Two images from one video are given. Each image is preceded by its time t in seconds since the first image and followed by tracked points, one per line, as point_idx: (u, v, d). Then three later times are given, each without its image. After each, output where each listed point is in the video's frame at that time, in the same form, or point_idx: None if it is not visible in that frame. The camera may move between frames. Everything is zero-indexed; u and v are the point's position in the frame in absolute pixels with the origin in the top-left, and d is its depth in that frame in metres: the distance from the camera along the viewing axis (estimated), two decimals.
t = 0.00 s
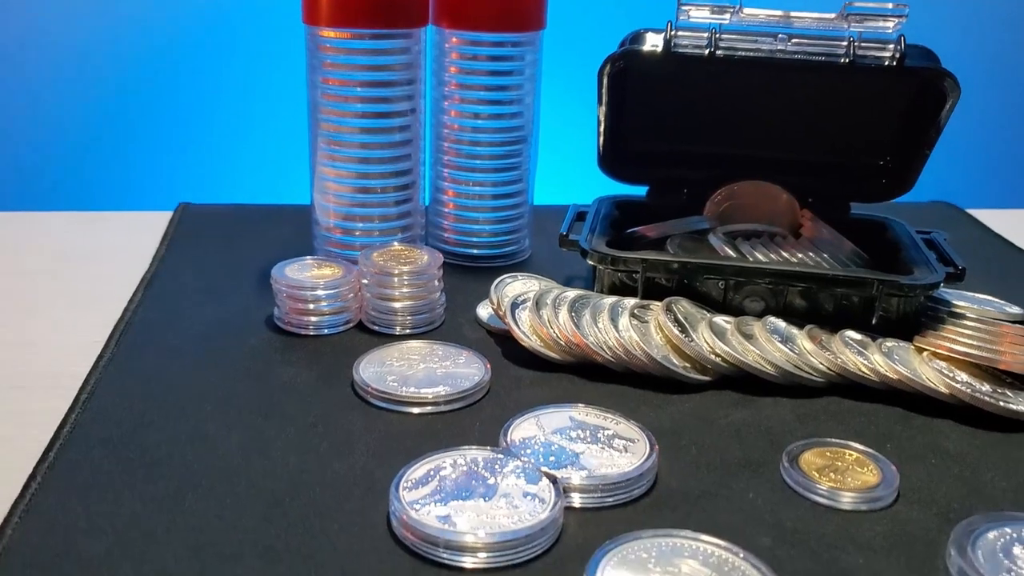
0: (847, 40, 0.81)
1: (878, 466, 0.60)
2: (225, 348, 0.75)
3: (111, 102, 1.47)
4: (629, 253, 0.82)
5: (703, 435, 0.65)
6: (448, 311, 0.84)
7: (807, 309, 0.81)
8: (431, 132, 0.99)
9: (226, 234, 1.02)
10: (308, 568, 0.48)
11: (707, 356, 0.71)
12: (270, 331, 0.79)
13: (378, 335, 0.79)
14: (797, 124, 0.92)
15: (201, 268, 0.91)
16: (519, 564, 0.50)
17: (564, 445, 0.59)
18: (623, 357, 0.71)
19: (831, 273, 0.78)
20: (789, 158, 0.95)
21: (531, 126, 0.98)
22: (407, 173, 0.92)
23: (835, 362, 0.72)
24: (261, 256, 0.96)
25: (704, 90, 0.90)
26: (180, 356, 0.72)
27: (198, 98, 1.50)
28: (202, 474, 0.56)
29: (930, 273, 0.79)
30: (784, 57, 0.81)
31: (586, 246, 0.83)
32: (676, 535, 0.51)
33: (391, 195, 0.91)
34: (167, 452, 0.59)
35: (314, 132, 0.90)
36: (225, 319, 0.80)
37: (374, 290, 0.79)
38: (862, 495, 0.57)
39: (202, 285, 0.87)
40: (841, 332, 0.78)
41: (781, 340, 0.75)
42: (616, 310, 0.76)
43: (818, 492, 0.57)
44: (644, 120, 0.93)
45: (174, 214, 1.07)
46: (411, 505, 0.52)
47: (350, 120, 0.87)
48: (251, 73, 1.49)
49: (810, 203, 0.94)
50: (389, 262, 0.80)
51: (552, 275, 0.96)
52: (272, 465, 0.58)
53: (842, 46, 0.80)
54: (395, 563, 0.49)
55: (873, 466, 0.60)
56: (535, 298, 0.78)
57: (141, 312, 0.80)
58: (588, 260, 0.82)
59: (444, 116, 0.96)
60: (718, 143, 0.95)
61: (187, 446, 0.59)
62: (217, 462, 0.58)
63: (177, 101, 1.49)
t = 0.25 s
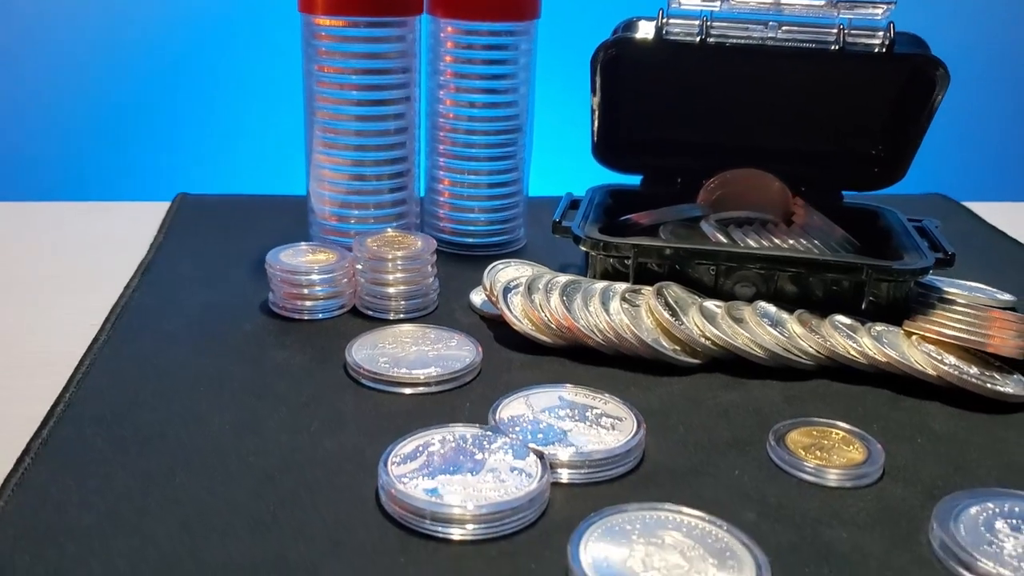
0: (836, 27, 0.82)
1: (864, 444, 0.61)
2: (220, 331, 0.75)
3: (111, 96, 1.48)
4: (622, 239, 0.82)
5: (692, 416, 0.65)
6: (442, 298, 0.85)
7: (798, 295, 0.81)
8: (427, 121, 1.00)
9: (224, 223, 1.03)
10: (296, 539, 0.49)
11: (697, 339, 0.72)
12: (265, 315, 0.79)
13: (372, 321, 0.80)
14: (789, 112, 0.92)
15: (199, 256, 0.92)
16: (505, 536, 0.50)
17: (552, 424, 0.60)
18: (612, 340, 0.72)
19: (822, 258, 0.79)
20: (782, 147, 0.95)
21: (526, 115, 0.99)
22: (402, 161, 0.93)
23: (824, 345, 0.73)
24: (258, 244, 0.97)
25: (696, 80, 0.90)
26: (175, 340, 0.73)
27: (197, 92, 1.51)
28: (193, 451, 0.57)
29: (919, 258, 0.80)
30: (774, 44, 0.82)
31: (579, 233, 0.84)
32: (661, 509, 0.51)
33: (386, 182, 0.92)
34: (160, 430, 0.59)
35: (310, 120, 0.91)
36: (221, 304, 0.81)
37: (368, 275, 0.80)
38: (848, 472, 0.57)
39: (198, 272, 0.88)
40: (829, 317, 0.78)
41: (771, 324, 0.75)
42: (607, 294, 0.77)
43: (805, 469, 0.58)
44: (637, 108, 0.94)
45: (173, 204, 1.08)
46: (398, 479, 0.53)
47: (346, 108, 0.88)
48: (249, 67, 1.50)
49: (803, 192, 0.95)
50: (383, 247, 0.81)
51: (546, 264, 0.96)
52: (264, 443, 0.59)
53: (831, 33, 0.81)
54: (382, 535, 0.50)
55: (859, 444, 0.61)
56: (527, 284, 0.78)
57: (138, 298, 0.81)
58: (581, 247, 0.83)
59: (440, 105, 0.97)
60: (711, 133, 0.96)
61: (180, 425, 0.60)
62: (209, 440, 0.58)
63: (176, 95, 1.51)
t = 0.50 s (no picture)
0: (822, 19, 0.83)
1: (844, 426, 0.61)
2: (211, 317, 0.76)
3: (110, 93, 1.50)
4: (610, 229, 0.83)
5: (675, 399, 0.66)
6: (433, 287, 0.86)
7: (785, 284, 0.82)
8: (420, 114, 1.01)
9: (219, 215, 1.04)
10: (278, 512, 0.50)
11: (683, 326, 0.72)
12: (256, 303, 0.80)
13: (362, 308, 0.81)
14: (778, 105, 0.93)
15: (193, 246, 0.93)
16: (485, 511, 0.51)
17: (534, 405, 0.61)
18: (598, 326, 0.73)
19: (808, 247, 0.79)
20: (771, 140, 0.96)
21: (518, 107, 0.99)
22: (394, 152, 0.93)
23: (809, 331, 0.73)
24: (252, 235, 0.98)
25: (686, 72, 0.91)
26: (166, 325, 0.74)
27: (195, 90, 1.52)
28: (181, 429, 0.58)
29: (905, 247, 0.80)
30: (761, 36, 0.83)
31: (568, 223, 0.85)
32: (638, 486, 0.52)
33: (378, 173, 0.93)
34: (148, 410, 0.60)
35: (304, 111, 0.92)
36: (213, 291, 0.82)
37: (359, 263, 0.81)
38: (827, 453, 0.58)
39: (192, 261, 0.89)
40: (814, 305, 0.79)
41: (756, 311, 0.76)
42: (594, 282, 0.78)
43: (786, 450, 0.58)
44: (628, 100, 0.94)
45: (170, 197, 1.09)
46: (380, 455, 0.53)
47: (339, 99, 0.89)
48: (245, 64, 1.52)
49: (792, 185, 0.95)
50: (374, 236, 0.82)
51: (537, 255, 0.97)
52: (249, 423, 0.59)
53: (817, 25, 0.82)
54: (363, 508, 0.51)
55: (839, 426, 0.61)
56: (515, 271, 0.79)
57: (132, 285, 0.82)
58: (570, 236, 0.84)
59: (433, 97, 0.98)
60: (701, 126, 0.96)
61: (168, 405, 0.61)
62: (196, 419, 0.59)
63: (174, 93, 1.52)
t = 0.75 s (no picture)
0: (812, 15, 0.83)
1: (826, 419, 0.62)
2: (202, 309, 0.77)
3: (108, 90, 1.51)
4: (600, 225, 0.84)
5: (660, 392, 0.66)
6: (424, 282, 0.87)
7: (774, 280, 0.82)
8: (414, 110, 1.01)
9: (215, 211, 1.04)
10: (260, 498, 0.50)
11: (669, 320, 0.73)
12: (248, 296, 0.81)
13: (353, 302, 0.81)
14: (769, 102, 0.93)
15: (187, 241, 0.94)
16: (466, 498, 0.51)
17: (519, 396, 0.61)
18: (586, 320, 0.73)
19: (796, 243, 0.79)
20: (763, 137, 0.96)
21: (511, 104, 1.00)
22: (387, 147, 0.94)
23: (795, 326, 0.74)
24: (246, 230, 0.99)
25: (678, 70, 0.91)
26: (157, 317, 0.75)
27: (192, 88, 1.53)
28: (167, 418, 0.58)
29: (893, 244, 0.80)
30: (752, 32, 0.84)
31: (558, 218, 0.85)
32: (618, 475, 0.52)
33: (371, 168, 0.93)
34: (135, 399, 0.61)
35: (297, 107, 0.93)
36: (205, 285, 0.83)
37: (350, 257, 0.81)
38: (809, 445, 0.58)
39: (186, 255, 0.90)
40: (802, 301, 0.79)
41: (744, 306, 0.76)
42: (582, 277, 0.78)
43: (768, 442, 0.58)
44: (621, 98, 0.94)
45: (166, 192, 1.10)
46: (363, 444, 0.54)
47: (332, 94, 0.90)
48: (241, 60, 1.52)
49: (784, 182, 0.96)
50: (365, 230, 0.83)
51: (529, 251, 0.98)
52: (235, 412, 0.60)
53: (806, 21, 0.83)
54: (345, 495, 0.51)
55: (822, 419, 0.62)
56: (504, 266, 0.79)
57: (125, 278, 0.82)
58: (561, 232, 0.84)
59: (426, 94, 0.98)
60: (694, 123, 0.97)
61: (154, 395, 0.61)
62: (183, 408, 0.60)
63: (171, 91, 1.53)
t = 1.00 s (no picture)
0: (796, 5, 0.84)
1: (800, 398, 0.62)
2: (187, 292, 0.78)
3: (101, 86, 1.49)
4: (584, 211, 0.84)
5: (636, 373, 0.67)
6: (409, 268, 0.87)
7: (756, 266, 0.82)
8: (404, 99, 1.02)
9: (206, 200, 1.05)
10: (229, 467, 0.51)
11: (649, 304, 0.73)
12: (233, 279, 0.82)
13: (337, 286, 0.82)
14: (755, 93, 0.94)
15: (176, 227, 0.95)
16: (434, 469, 0.52)
17: (494, 374, 0.62)
18: (566, 303, 0.73)
19: (777, 229, 0.80)
20: (750, 127, 0.97)
21: (500, 94, 1.01)
22: (376, 135, 0.95)
23: (774, 310, 0.74)
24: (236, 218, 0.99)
25: (664, 59, 0.92)
26: (142, 298, 0.75)
27: (185, 83, 1.51)
28: (144, 392, 0.59)
29: (875, 231, 0.81)
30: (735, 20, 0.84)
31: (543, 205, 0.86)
32: (587, 448, 0.52)
33: (359, 155, 0.94)
34: (114, 375, 0.61)
35: (287, 94, 0.94)
36: (192, 268, 0.84)
37: (336, 242, 0.82)
38: (781, 423, 0.58)
39: (174, 241, 0.91)
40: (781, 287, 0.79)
41: (724, 290, 0.77)
42: (564, 262, 0.79)
43: (742, 421, 0.59)
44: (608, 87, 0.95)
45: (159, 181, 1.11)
46: (334, 416, 0.54)
47: (322, 81, 0.90)
48: (235, 55, 1.49)
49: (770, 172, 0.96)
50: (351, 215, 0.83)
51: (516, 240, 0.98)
52: (212, 387, 0.61)
53: (790, 10, 0.84)
54: (314, 465, 0.52)
55: (795, 399, 0.62)
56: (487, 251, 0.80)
57: (112, 261, 0.83)
58: (545, 218, 0.85)
59: (416, 83, 0.99)
60: (681, 113, 0.97)
61: (133, 371, 0.62)
62: (160, 384, 0.60)
63: (165, 92, 1.51)
